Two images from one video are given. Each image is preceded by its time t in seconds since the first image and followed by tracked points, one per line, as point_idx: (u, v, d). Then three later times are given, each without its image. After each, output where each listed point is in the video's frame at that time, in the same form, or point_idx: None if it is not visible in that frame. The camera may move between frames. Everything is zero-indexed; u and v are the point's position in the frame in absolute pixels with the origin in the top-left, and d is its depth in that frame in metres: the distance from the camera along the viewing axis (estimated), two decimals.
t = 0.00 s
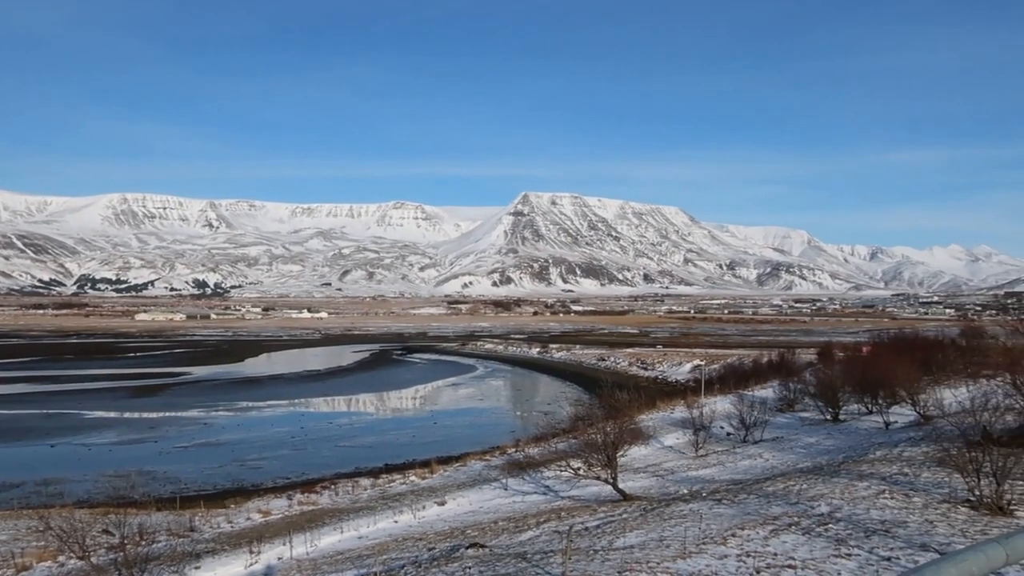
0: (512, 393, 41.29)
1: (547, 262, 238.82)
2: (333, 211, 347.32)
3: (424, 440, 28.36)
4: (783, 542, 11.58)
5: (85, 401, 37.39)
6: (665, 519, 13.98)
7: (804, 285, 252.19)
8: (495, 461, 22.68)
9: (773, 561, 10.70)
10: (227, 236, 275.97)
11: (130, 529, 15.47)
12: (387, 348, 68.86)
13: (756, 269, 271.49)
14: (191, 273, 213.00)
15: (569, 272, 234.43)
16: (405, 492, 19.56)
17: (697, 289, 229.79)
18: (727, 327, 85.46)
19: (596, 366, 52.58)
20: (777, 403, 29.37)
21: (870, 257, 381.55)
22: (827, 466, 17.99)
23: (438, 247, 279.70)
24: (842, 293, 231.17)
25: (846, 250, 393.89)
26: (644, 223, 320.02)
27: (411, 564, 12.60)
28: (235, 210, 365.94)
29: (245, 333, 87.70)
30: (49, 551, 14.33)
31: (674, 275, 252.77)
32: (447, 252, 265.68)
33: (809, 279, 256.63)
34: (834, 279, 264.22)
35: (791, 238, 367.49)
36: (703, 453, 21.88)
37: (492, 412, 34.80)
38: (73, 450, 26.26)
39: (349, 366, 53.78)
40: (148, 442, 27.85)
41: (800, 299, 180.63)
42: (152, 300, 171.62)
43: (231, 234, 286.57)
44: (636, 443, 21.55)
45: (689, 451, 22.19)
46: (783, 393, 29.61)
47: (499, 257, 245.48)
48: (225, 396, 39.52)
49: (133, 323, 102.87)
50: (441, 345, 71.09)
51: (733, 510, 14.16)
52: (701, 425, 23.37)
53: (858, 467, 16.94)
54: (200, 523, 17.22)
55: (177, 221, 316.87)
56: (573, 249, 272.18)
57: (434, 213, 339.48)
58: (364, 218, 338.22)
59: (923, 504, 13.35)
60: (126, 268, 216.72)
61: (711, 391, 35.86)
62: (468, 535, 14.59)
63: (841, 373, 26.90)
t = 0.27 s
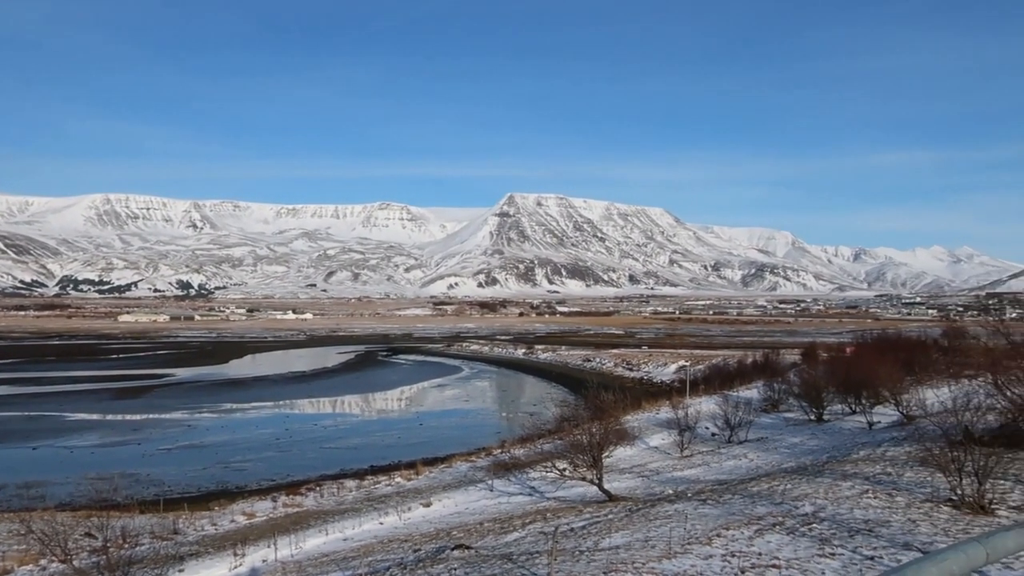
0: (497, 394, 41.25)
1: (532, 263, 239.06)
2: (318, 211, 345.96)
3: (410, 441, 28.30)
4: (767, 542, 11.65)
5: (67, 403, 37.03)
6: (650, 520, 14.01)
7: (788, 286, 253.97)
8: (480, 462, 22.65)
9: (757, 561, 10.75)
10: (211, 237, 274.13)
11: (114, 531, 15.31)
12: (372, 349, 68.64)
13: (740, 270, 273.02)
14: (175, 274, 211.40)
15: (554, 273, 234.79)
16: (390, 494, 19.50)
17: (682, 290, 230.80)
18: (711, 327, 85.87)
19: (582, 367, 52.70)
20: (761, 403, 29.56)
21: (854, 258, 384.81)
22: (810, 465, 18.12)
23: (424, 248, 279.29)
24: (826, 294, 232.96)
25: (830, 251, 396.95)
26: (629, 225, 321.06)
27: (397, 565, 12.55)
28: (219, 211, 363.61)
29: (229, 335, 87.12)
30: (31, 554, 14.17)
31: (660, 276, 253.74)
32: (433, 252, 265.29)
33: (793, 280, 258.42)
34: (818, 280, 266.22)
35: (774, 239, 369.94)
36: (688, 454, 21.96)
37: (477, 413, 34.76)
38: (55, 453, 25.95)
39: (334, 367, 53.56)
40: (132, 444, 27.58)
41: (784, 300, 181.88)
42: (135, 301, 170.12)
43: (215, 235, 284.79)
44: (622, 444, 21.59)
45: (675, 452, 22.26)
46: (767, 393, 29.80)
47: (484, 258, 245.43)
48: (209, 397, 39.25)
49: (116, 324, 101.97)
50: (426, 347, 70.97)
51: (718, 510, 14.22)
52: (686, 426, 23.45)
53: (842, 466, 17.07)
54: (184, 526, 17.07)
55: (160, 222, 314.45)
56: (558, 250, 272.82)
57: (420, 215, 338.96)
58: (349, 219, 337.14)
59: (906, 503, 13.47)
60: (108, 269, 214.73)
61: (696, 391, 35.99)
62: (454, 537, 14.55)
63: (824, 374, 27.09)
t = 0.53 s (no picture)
0: (481, 395, 41.21)
1: (516, 264, 239.11)
2: (301, 212, 344.26)
3: (395, 442, 28.22)
4: (749, 542, 11.70)
5: (46, 405, 36.59)
6: (633, 520, 14.04)
7: (771, 287, 255.76)
8: (464, 464, 22.61)
9: (739, 560, 10.81)
10: (192, 238, 271.86)
11: (93, 534, 15.14)
12: (355, 350, 68.35)
13: (723, 271, 274.59)
14: (156, 275, 209.36)
15: (538, 275, 235.05)
16: (373, 495, 19.43)
17: (665, 291, 231.71)
18: (694, 328, 86.28)
19: (565, 368, 52.79)
20: (744, 404, 29.73)
21: (835, 260, 388.09)
22: (793, 466, 18.25)
23: (407, 249, 278.63)
24: (808, 295, 234.66)
25: (812, 252, 399.99)
26: (613, 226, 321.95)
27: (379, 568, 12.48)
28: (201, 211, 360.84)
29: (211, 336, 86.45)
30: (9, 558, 13.97)
31: (643, 277, 254.70)
32: (416, 254, 264.65)
33: (775, 281, 260.28)
34: (799, 281, 268.28)
35: (757, 240, 372.34)
36: (671, 454, 22.03)
37: (461, 414, 34.72)
38: (34, 456, 25.64)
39: (316, 369, 53.27)
40: (113, 446, 27.29)
41: (766, 301, 183.17)
42: (115, 302, 168.32)
43: (197, 236, 282.48)
44: (605, 445, 21.62)
45: (658, 452, 22.33)
46: (750, 394, 29.98)
47: (468, 259, 245.21)
48: (191, 399, 38.91)
49: (96, 326, 100.90)
50: (409, 348, 70.78)
51: (701, 510, 14.28)
52: (670, 426, 23.52)
53: (824, 466, 17.20)
54: (166, 528, 16.91)
55: (141, 223, 311.52)
56: (542, 251, 273.16)
57: (403, 215, 338.10)
58: (332, 220, 335.65)
59: (887, 503, 13.58)
60: (88, 270, 212.30)
61: (680, 392, 36.15)
62: (437, 538, 14.51)
63: (806, 374, 27.29)
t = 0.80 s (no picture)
0: (470, 396, 41.18)
1: (505, 265, 239.06)
2: (289, 213, 342.84)
3: (384, 443, 28.15)
4: (738, 542, 11.74)
5: (32, 408, 36.24)
6: (622, 521, 14.06)
7: (759, 288, 256.79)
8: (453, 465, 22.59)
9: (728, 560, 10.83)
10: (179, 239, 270.10)
11: (79, 537, 15.00)
12: (343, 351, 68.08)
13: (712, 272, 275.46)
14: (143, 276, 207.84)
15: (527, 276, 235.01)
16: (362, 497, 19.35)
17: (654, 292, 232.24)
18: (683, 329, 86.50)
19: (554, 369, 52.79)
20: (732, 404, 29.83)
21: (823, 261, 390.13)
22: (780, 466, 18.33)
23: (396, 250, 278.00)
24: (796, 296, 235.80)
25: (799, 253, 401.75)
26: (602, 226, 322.31)
27: (368, 569, 12.45)
28: (188, 212, 358.46)
29: (198, 337, 85.92)
30: None
31: (632, 278, 255.15)
32: (405, 254, 264.08)
33: (763, 282, 261.29)
34: (787, 282, 269.48)
35: (745, 241, 373.73)
36: (659, 455, 22.08)
37: (450, 415, 34.67)
38: (19, 458, 25.41)
39: (304, 370, 53.01)
40: (99, 448, 27.08)
41: (754, 302, 183.91)
42: (101, 304, 166.91)
43: (184, 237, 280.54)
44: (594, 445, 21.63)
45: (646, 453, 22.39)
46: (738, 394, 30.09)
47: (457, 259, 245.03)
48: (179, 401, 38.60)
49: (82, 327, 99.99)
50: (398, 349, 70.62)
51: (690, 510, 14.31)
52: (659, 427, 23.58)
53: (811, 467, 17.27)
54: (153, 531, 16.78)
55: (127, 224, 309.22)
56: (531, 252, 273.15)
57: (392, 216, 337.25)
58: (321, 221, 334.34)
59: (874, 502, 13.67)
60: (74, 271, 210.39)
61: (668, 392, 36.24)
62: (426, 539, 14.47)
63: (794, 374, 27.41)
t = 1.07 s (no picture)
0: (457, 397, 41.15)
1: (492, 266, 239.16)
2: (276, 213, 341.38)
3: (370, 445, 28.08)
4: (724, 542, 11.79)
5: (15, 409, 35.86)
6: (608, 522, 14.10)
7: (745, 289, 258.23)
8: (440, 466, 22.53)
9: (715, 561, 10.86)
10: (165, 239, 268.18)
11: (63, 539, 14.85)
12: (330, 352, 67.81)
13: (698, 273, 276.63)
14: (128, 277, 206.22)
15: (514, 276, 235.11)
16: (348, 498, 19.27)
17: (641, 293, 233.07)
18: (669, 330, 86.92)
19: (541, 369, 52.85)
20: (718, 405, 29.97)
21: (808, 262, 392.79)
22: (766, 466, 18.44)
23: (383, 250, 277.35)
24: (782, 297, 237.44)
25: (785, 254, 404.35)
26: (589, 227, 322.88)
27: (355, 570, 12.41)
28: (173, 212, 355.92)
29: (184, 338, 85.35)
30: None
31: (619, 279, 255.96)
32: (392, 255, 263.66)
33: (749, 282, 262.74)
34: (773, 283, 271.04)
35: (731, 242, 375.69)
36: (646, 456, 22.15)
37: (436, 416, 34.65)
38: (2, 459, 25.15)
39: (291, 371, 52.74)
40: (83, 450, 26.83)
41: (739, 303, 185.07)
42: (85, 304, 165.46)
43: (169, 237, 278.65)
44: (581, 446, 21.65)
45: (633, 453, 22.45)
46: (725, 395, 30.22)
47: (444, 260, 244.98)
48: (165, 402, 38.31)
49: (66, 328, 99.09)
50: (385, 350, 70.49)
51: (676, 511, 14.35)
52: (645, 427, 23.65)
53: (796, 467, 17.37)
54: (137, 533, 16.63)
55: (112, 224, 306.85)
56: (518, 253, 273.40)
57: (379, 217, 336.36)
58: (307, 222, 333.12)
59: (859, 503, 13.74)
60: (58, 272, 208.37)
61: (654, 393, 36.35)
62: (413, 540, 14.43)
63: (779, 374, 27.56)
